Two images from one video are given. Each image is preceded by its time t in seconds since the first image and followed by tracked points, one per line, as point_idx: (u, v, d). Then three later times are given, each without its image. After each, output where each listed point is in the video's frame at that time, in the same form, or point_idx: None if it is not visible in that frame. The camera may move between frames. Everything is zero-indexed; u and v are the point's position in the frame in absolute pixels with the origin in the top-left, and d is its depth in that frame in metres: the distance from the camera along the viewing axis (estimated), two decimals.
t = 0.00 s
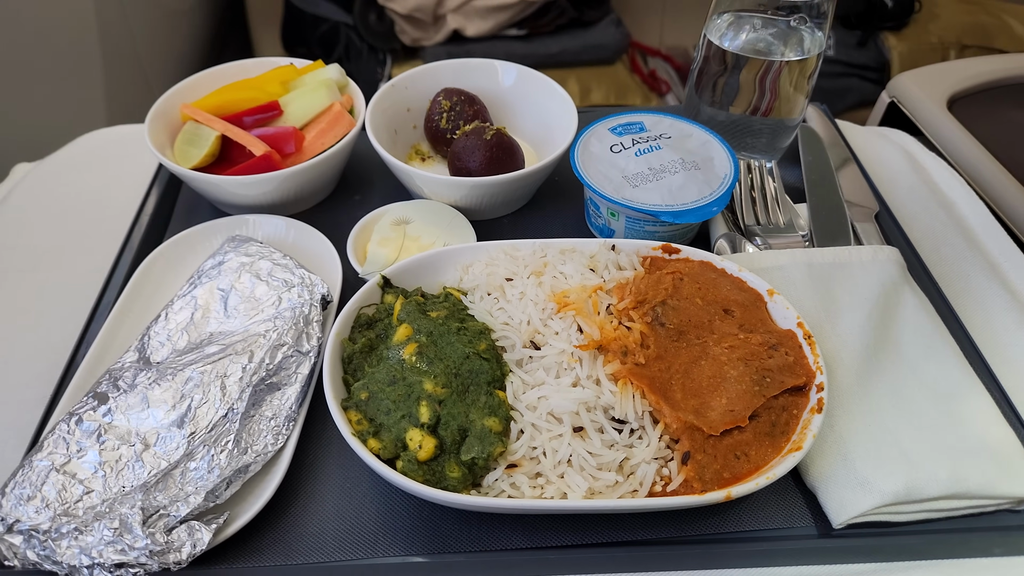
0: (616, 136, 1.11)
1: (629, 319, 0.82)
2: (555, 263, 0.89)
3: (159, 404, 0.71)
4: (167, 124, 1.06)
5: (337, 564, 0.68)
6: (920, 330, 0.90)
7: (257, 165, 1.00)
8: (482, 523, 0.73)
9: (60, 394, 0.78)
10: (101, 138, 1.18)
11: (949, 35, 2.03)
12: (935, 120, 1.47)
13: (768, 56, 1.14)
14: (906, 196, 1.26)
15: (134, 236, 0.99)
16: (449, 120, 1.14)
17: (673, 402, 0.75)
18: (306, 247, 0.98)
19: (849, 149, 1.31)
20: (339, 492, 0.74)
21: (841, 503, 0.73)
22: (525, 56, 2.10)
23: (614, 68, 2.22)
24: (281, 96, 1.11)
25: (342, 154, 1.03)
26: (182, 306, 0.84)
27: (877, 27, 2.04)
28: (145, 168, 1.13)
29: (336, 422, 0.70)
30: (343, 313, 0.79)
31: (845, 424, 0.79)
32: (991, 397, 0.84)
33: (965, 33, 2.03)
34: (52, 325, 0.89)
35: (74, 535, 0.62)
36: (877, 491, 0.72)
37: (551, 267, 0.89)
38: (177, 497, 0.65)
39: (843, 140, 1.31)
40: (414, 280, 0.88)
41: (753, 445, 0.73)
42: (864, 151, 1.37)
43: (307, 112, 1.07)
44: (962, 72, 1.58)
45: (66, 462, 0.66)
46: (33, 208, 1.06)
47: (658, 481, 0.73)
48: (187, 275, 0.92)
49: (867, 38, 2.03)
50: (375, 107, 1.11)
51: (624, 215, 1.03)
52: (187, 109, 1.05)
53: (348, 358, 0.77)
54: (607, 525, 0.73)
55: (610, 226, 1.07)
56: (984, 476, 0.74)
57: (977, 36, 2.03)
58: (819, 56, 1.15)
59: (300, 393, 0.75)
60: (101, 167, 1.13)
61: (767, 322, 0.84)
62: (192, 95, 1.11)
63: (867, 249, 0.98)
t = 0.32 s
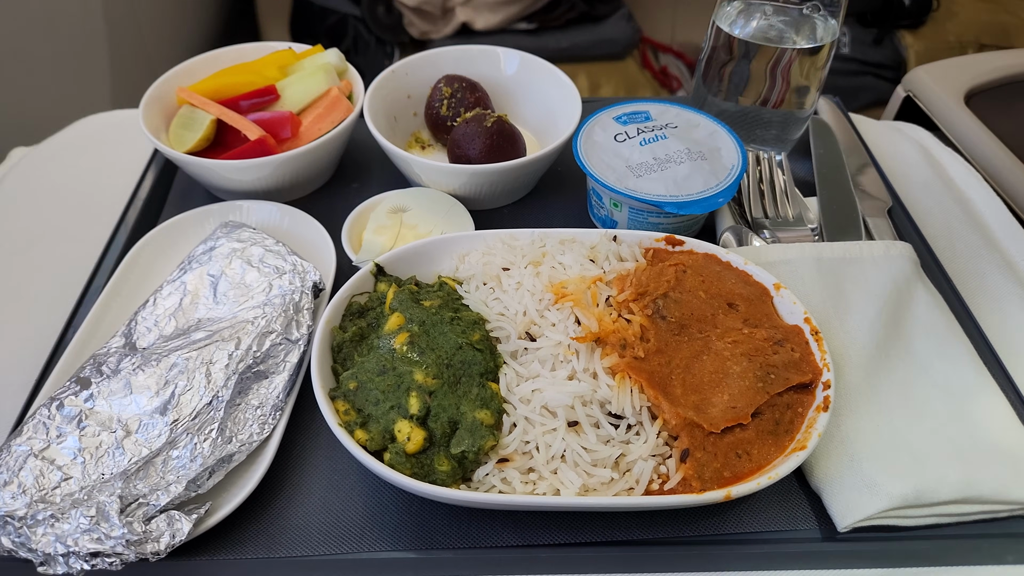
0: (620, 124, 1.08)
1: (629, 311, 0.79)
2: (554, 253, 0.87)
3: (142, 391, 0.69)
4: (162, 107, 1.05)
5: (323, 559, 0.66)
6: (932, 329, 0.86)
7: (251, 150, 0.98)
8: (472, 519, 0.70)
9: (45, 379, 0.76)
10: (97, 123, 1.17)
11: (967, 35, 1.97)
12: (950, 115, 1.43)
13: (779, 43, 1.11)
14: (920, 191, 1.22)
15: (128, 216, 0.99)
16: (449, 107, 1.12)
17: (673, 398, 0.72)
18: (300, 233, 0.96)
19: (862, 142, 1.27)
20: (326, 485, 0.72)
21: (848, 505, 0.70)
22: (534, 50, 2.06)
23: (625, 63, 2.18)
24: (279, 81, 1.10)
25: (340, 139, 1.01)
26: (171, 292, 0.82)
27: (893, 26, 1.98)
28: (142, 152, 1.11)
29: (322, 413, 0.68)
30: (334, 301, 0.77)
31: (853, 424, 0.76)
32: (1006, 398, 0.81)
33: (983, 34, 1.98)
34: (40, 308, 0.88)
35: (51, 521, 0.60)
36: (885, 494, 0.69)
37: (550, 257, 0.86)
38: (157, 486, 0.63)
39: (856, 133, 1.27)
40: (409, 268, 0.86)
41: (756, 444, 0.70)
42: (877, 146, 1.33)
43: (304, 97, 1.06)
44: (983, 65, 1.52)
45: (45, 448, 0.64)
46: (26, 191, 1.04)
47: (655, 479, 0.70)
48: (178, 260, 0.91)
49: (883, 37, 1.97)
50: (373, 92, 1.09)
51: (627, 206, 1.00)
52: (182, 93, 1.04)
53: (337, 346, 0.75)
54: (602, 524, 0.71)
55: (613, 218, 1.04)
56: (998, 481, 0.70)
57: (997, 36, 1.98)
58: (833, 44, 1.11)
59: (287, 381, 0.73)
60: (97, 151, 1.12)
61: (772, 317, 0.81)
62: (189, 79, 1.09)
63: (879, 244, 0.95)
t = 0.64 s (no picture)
0: (627, 115, 1.05)
1: (630, 305, 0.76)
2: (555, 245, 0.84)
3: (129, 377, 0.67)
4: (162, 93, 1.04)
5: (308, 554, 0.64)
6: (947, 329, 0.83)
7: (249, 136, 0.97)
8: (464, 516, 0.68)
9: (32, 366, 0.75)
10: (98, 110, 1.16)
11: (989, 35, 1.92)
12: (969, 111, 1.38)
13: (795, 33, 1.08)
14: (937, 189, 1.18)
15: (125, 204, 0.98)
16: (453, 96, 1.10)
17: (673, 395, 0.69)
18: (298, 222, 0.94)
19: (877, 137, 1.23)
20: (315, 478, 0.70)
21: (855, 509, 0.67)
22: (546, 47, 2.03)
23: (639, 60, 2.13)
24: (280, 67, 1.08)
25: (339, 126, 1.00)
26: (163, 279, 0.81)
27: (912, 26, 1.93)
28: (143, 139, 1.10)
29: (310, 403, 0.66)
30: (326, 290, 0.75)
31: (861, 425, 0.73)
32: None
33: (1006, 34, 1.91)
34: (32, 293, 0.87)
35: (29, 509, 0.59)
36: (894, 499, 0.66)
37: (550, 249, 0.84)
38: (140, 475, 0.61)
39: (871, 128, 1.24)
40: (406, 258, 0.84)
41: (759, 444, 0.68)
42: (893, 141, 1.29)
43: (304, 84, 1.04)
44: (1007, 61, 1.47)
45: (27, 434, 0.63)
46: (24, 177, 1.04)
47: (653, 478, 0.68)
48: (172, 247, 0.89)
49: (902, 37, 1.92)
50: (375, 80, 1.07)
51: (632, 198, 0.97)
52: (182, 79, 1.03)
53: (329, 336, 0.73)
54: (598, 524, 0.68)
55: (618, 210, 1.01)
56: (1014, 487, 0.67)
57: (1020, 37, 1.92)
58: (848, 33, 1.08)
59: (278, 371, 0.71)
60: (99, 137, 1.11)
61: (779, 314, 0.79)
62: (190, 65, 1.08)
63: (893, 241, 0.92)
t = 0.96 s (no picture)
0: (633, 108, 1.03)
1: (630, 300, 0.74)
2: (554, 237, 0.82)
3: (115, 364, 0.67)
4: (163, 81, 1.03)
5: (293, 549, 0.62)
6: (960, 331, 0.80)
7: (248, 124, 0.96)
8: (454, 513, 0.66)
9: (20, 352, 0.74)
10: (101, 98, 1.16)
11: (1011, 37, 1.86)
12: (989, 110, 1.34)
13: (807, 25, 1.05)
14: (953, 188, 1.15)
15: (123, 192, 0.97)
16: (456, 87, 1.08)
17: (672, 392, 0.67)
18: (295, 212, 0.93)
19: (892, 134, 1.20)
20: (303, 471, 0.69)
21: (859, 515, 0.64)
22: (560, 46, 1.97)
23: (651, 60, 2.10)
24: (282, 56, 1.07)
25: (340, 115, 0.98)
26: (155, 267, 0.80)
27: (931, 27, 1.86)
28: (144, 128, 1.10)
29: (298, 394, 0.64)
30: (319, 279, 0.73)
31: (868, 428, 0.70)
32: None
33: None
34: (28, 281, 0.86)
35: (8, 497, 0.57)
36: (900, 505, 0.63)
37: (549, 241, 0.82)
38: (122, 465, 0.61)
39: (885, 124, 1.20)
40: (402, 249, 0.82)
41: (760, 445, 0.65)
42: (908, 139, 1.25)
43: (306, 73, 1.03)
44: None
45: (9, 421, 0.63)
46: (26, 164, 1.04)
47: (649, 478, 0.65)
48: (167, 235, 0.89)
49: (921, 38, 1.86)
50: (377, 69, 1.05)
51: (636, 192, 0.95)
52: (183, 66, 1.02)
53: (320, 327, 0.72)
54: (592, 523, 0.66)
55: (622, 204, 0.99)
56: None
57: None
58: (862, 23, 1.04)
59: (268, 362, 0.70)
60: (100, 126, 1.11)
61: (785, 311, 0.76)
62: (192, 53, 1.07)
63: (905, 239, 0.88)
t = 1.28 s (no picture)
0: (636, 100, 1.00)
1: (627, 294, 0.72)
2: (551, 229, 0.80)
3: (98, 351, 0.66)
4: (161, 70, 1.02)
5: (274, 543, 0.61)
6: (971, 332, 0.77)
7: (243, 112, 0.95)
8: (441, 511, 0.64)
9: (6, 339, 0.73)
10: (102, 87, 1.15)
11: None
12: (1005, 108, 1.30)
13: (817, 17, 1.01)
14: (966, 187, 1.11)
15: (118, 180, 0.97)
16: (456, 78, 1.06)
17: (668, 389, 0.65)
18: (289, 202, 0.92)
19: (903, 130, 1.17)
20: (289, 464, 0.67)
21: (861, 519, 0.62)
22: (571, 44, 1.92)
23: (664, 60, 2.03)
24: (281, 45, 1.06)
25: (337, 104, 0.97)
26: (145, 255, 0.79)
27: (949, 28, 1.80)
28: (143, 117, 1.09)
29: (282, 386, 0.63)
30: (308, 269, 0.72)
31: (873, 430, 0.67)
32: None
33: None
34: (20, 268, 0.86)
35: None
36: (904, 509, 0.61)
37: (546, 234, 0.80)
38: (102, 454, 0.60)
39: (896, 120, 1.17)
40: (395, 240, 0.81)
41: (758, 445, 0.63)
42: (920, 136, 1.22)
43: (304, 62, 1.02)
44: None
45: None
46: (24, 151, 1.03)
47: (642, 477, 0.63)
48: (159, 224, 0.88)
49: (938, 40, 1.80)
50: (376, 59, 1.03)
51: (638, 184, 0.93)
52: (180, 54, 1.01)
53: (308, 317, 0.70)
54: (583, 523, 0.64)
55: (623, 198, 0.97)
56: None
57: None
58: (873, 17, 1.02)
59: (254, 352, 0.68)
60: (99, 115, 1.10)
61: (788, 308, 0.74)
62: (191, 41, 1.06)
63: (915, 237, 0.86)
